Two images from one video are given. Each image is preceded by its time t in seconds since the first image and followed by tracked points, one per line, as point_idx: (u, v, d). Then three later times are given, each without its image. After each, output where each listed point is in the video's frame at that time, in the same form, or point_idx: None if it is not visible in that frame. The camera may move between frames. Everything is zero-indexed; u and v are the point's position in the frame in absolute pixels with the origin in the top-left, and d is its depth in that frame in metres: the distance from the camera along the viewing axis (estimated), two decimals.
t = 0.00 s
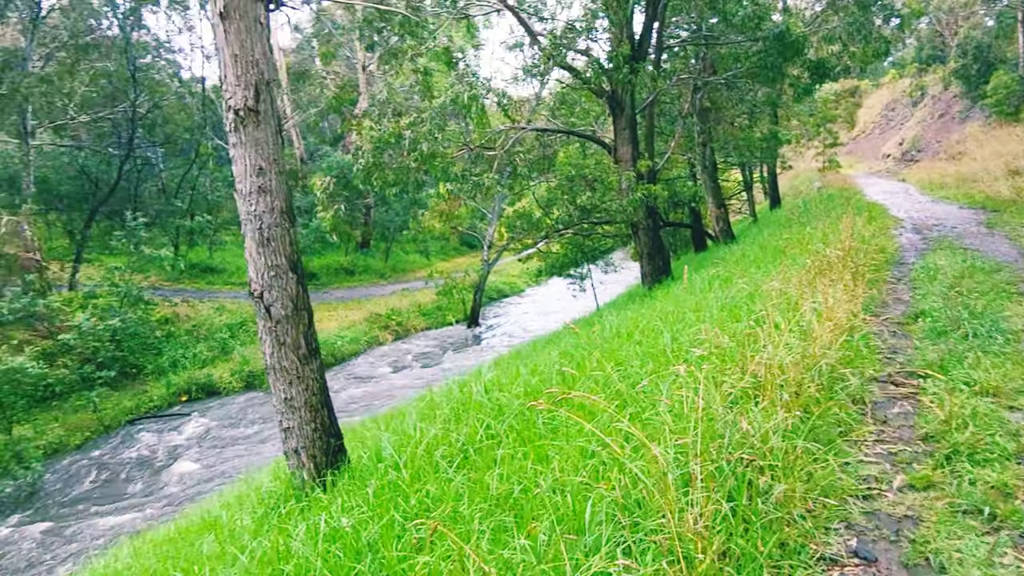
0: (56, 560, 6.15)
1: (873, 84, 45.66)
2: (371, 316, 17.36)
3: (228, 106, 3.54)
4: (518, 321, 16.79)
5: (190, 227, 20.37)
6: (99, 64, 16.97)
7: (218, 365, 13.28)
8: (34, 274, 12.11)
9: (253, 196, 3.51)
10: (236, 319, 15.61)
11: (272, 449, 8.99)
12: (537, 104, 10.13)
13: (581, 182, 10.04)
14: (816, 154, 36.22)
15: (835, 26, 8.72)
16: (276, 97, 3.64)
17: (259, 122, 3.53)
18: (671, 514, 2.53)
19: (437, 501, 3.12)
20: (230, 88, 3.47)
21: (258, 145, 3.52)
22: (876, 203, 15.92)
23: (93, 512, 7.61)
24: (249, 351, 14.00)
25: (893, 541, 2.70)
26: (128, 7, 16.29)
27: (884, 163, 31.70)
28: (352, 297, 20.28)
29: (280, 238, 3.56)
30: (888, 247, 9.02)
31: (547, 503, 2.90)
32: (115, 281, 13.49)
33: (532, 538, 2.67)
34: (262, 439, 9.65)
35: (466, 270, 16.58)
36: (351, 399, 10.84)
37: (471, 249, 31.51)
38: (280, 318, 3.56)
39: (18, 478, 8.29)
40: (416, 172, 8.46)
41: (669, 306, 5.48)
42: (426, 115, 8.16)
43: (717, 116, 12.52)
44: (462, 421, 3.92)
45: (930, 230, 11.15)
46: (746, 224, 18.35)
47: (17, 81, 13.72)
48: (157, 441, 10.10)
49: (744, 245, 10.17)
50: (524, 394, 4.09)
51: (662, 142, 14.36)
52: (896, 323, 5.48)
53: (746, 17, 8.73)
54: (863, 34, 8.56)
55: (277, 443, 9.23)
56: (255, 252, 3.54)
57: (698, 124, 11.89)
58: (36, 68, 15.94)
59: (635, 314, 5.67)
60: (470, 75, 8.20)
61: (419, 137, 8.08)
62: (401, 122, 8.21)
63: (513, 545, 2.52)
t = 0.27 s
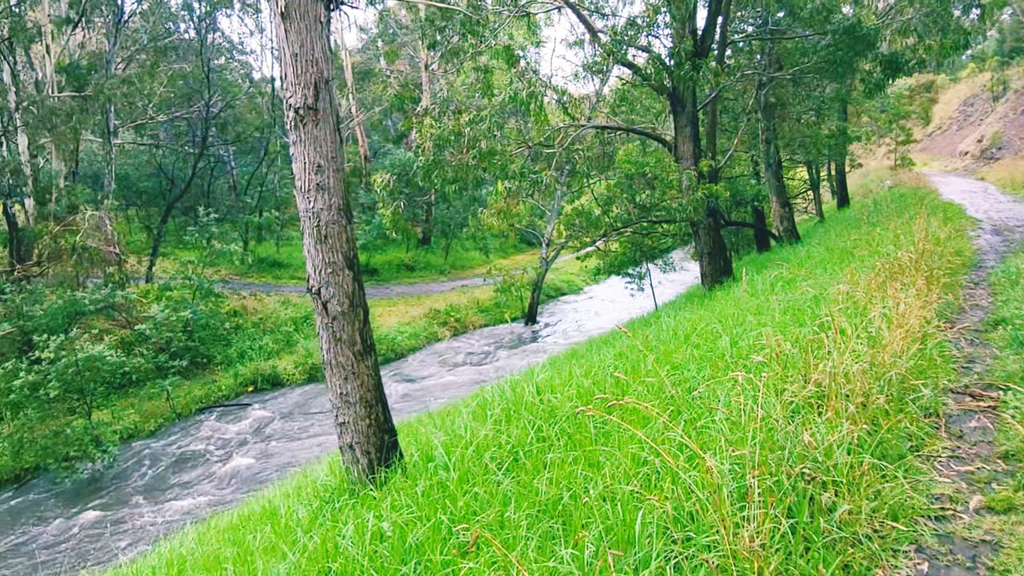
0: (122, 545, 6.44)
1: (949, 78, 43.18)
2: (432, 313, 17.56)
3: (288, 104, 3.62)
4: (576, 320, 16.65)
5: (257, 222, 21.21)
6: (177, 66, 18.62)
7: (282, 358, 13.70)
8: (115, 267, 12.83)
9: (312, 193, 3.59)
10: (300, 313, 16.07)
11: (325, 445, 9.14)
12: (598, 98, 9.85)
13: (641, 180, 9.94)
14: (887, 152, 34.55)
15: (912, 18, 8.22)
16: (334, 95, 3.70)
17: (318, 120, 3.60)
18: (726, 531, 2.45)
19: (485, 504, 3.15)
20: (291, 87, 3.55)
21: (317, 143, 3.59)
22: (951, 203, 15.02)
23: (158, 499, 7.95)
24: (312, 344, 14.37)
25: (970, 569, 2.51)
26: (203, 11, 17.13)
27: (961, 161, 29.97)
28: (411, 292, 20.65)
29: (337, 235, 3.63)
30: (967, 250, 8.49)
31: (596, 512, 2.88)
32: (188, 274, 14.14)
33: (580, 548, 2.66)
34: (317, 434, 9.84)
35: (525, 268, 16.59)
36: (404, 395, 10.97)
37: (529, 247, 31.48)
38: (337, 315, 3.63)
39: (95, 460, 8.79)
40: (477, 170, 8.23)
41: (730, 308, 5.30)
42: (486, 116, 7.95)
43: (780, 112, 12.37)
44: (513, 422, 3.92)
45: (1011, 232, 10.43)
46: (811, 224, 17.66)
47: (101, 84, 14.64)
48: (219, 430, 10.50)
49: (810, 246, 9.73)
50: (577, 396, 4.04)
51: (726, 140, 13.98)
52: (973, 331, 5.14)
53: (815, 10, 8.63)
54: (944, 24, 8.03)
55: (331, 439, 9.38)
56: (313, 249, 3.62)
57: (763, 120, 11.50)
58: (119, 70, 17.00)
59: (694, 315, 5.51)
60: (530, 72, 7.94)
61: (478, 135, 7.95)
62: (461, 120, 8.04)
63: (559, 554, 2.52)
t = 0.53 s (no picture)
0: (152, 538, 6.54)
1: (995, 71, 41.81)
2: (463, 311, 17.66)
3: (323, 102, 3.65)
4: (608, 319, 16.55)
5: (291, 219, 21.59)
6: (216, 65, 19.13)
7: (316, 353, 13.88)
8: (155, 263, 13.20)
9: (346, 190, 3.61)
10: (334, 309, 16.28)
11: (352, 443, 9.15)
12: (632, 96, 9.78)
13: (675, 178, 9.88)
14: (930, 148, 33.63)
15: (957, 11, 8.07)
16: (368, 92, 3.72)
17: (352, 118, 3.61)
18: (764, 535, 2.39)
19: (517, 502, 3.14)
20: (325, 85, 3.58)
21: (351, 140, 3.61)
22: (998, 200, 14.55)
23: (188, 492, 8.09)
24: (345, 340, 14.54)
25: None
26: (240, 13, 17.52)
27: (1009, 157, 28.99)
28: (443, 290, 20.80)
29: (370, 232, 3.64)
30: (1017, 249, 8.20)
31: (630, 513, 2.83)
32: (226, 271, 14.46)
33: (613, 549, 2.62)
34: (345, 431, 9.87)
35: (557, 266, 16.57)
36: (434, 392, 10.98)
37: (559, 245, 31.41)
38: (370, 311, 3.65)
39: (136, 451, 9.09)
40: (509, 168, 8.17)
41: (766, 308, 5.19)
42: (519, 113, 7.77)
43: (819, 109, 12.24)
44: (545, 421, 3.90)
45: None
46: (849, 222, 17.29)
47: (143, 84, 15.10)
48: (251, 425, 10.66)
49: (847, 245, 9.50)
50: (610, 395, 4.00)
51: (762, 137, 13.76)
52: None
53: (854, 3, 8.28)
54: (991, 17, 7.91)
55: (359, 437, 9.38)
56: (347, 245, 3.65)
57: (800, 117, 11.29)
58: (160, 71, 17.51)
59: (729, 314, 5.41)
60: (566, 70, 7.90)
61: (510, 133, 7.73)
62: (494, 118, 7.99)
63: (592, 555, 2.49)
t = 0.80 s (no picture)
0: (163, 537, 6.57)
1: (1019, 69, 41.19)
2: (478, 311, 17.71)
3: (341, 102, 3.66)
4: (624, 319, 16.51)
5: (307, 219, 21.74)
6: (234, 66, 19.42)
7: (333, 353, 13.97)
8: (173, 262, 13.34)
9: (364, 191, 3.62)
10: (350, 309, 16.34)
11: (364, 444, 9.12)
12: (648, 96, 9.77)
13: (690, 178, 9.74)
14: (952, 147, 33.20)
15: (978, 9, 7.99)
16: (386, 93, 3.73)
17: (370, 119, 3.62)
18: (785, 539, 2.37)
19: (535, 503, 3.13)
20: (344, 86, 3.59)
21: (369, 141, 3.62)
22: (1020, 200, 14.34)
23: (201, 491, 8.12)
24: (361, 339, 14.61)
25: None
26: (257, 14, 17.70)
27: None
28: (458, 290, 20.87)
29: (388, 233, 3.65)
30: None
31: (648, 516, 2.82)
32: (243, 270, 14.58)
33: (632, 552, 2.61)
34: (358, 432, 9.85)
35: (572, 266, 16.59)
36: (451, 392, 11.03)
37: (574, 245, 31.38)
38: (387, 311, 3.66)
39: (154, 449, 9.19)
40: (526, 168, 8.19)
41: (785, 309, 5.16)
42: (536, 112, 7.76)
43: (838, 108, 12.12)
44: (562, 421, 3.88)
45: None
46: (868, 223, 17.13)
47: (162, 85, 15.28)
48: (265, 424, 10.68)
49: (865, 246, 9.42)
50: (627, 396, 3.98)
51: (779, 137, 13.69)
52: None
53: (874, 2, 8.28)
54: (1013, 14, 7.81)
55: (371, 438, 9.35)
56: (365, 245, 3.65)
57: (818, 117, 11.20)
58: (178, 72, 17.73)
59: (747, 315, 5.38)
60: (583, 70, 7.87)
61: (527, 133, 7.72)
62: (510, 119, 8.01)
63: (610, 557, 2.48)
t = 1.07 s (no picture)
0: (169, 538, 6.57)
1: None
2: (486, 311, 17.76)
3: (351, 103, 3.68)
4: (632, 320, 16.50)
5: (316, 219, 21.81)
6: (244, 67, 19.55)
7: (341, 353, 14.01)
8: (183, 262, 13.42)
9: (373, 191, 3.63)
10: (358, 309, 16.38)
11: (371, 445, 9.09)
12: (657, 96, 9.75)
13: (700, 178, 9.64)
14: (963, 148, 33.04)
15: (991, 9, 7.94)
16: (396, 94, 3.73)
17: (380, 119, 3.63)
18: (797, 542, 2.35)
19: (544, 505, 3.12)
20: (354, 87, 3.60)
21: (378, 142, 3.63)
22: None
23: (207, 491, 8.13)
24: (369, 339, 14.65)
25: None
26: (268, 15, 17.80)
27: None
28: (466, 290, 20.92)
29: (398, 233, 3.66)
30: None
31: (658, 519, 2.80)
32: (252, 270, 14.64)
33: (643, 554, 2.60)
34: (365, 433, 9.82)
35: (579, 267, 16.60)
36: (459, 393, 11.03)
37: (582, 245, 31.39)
38: (396, 312, 3.66)
39: (164, 448, 9.21)
40: (535, 169, 8.16)
41: (795, 310, 5.13)
42: (545, 113, 7.73)
43: (848, 109, 12.06)
44: (571, 422, 3.87)
45: None
46: (877, 224, 17.06)
47: (172, 86, 15.38)
48: (273, 424, 10.69)
49: (875, 247, 9.37)
50: (636, 397, 3.97)
51: (788, 137, 13.65)
52: None
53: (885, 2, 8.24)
54: None
55: (378, 439, 9.32)
56: (374, 246, 3.66)
57: (828, 118, 11.16)
58: (189, 73, 17.85)
59: (756, 317, 5.35)
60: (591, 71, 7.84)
61: (536, 134, 7.71)
62: (519, 119, 8.02)
63: (620, 559, 2.47)
